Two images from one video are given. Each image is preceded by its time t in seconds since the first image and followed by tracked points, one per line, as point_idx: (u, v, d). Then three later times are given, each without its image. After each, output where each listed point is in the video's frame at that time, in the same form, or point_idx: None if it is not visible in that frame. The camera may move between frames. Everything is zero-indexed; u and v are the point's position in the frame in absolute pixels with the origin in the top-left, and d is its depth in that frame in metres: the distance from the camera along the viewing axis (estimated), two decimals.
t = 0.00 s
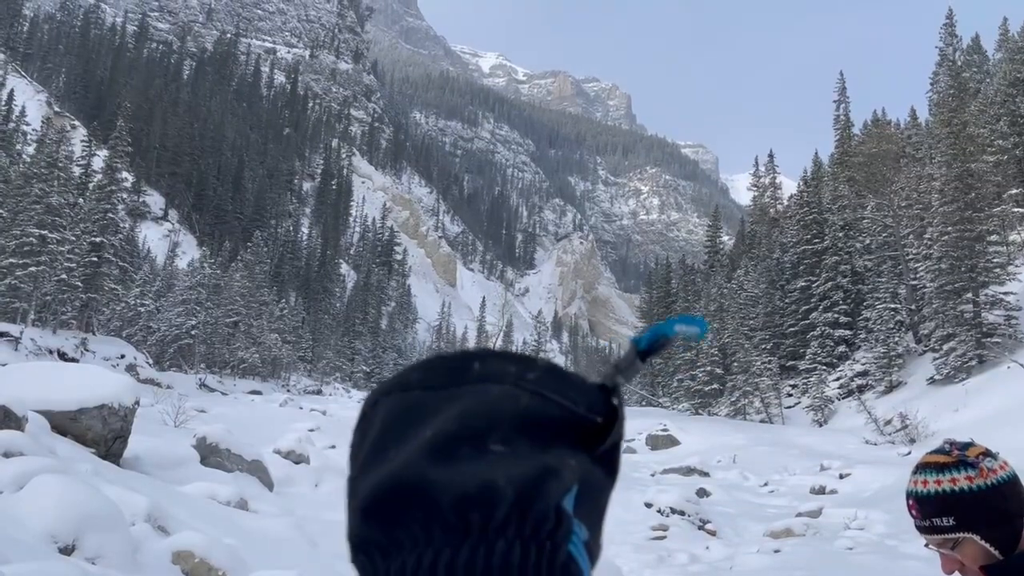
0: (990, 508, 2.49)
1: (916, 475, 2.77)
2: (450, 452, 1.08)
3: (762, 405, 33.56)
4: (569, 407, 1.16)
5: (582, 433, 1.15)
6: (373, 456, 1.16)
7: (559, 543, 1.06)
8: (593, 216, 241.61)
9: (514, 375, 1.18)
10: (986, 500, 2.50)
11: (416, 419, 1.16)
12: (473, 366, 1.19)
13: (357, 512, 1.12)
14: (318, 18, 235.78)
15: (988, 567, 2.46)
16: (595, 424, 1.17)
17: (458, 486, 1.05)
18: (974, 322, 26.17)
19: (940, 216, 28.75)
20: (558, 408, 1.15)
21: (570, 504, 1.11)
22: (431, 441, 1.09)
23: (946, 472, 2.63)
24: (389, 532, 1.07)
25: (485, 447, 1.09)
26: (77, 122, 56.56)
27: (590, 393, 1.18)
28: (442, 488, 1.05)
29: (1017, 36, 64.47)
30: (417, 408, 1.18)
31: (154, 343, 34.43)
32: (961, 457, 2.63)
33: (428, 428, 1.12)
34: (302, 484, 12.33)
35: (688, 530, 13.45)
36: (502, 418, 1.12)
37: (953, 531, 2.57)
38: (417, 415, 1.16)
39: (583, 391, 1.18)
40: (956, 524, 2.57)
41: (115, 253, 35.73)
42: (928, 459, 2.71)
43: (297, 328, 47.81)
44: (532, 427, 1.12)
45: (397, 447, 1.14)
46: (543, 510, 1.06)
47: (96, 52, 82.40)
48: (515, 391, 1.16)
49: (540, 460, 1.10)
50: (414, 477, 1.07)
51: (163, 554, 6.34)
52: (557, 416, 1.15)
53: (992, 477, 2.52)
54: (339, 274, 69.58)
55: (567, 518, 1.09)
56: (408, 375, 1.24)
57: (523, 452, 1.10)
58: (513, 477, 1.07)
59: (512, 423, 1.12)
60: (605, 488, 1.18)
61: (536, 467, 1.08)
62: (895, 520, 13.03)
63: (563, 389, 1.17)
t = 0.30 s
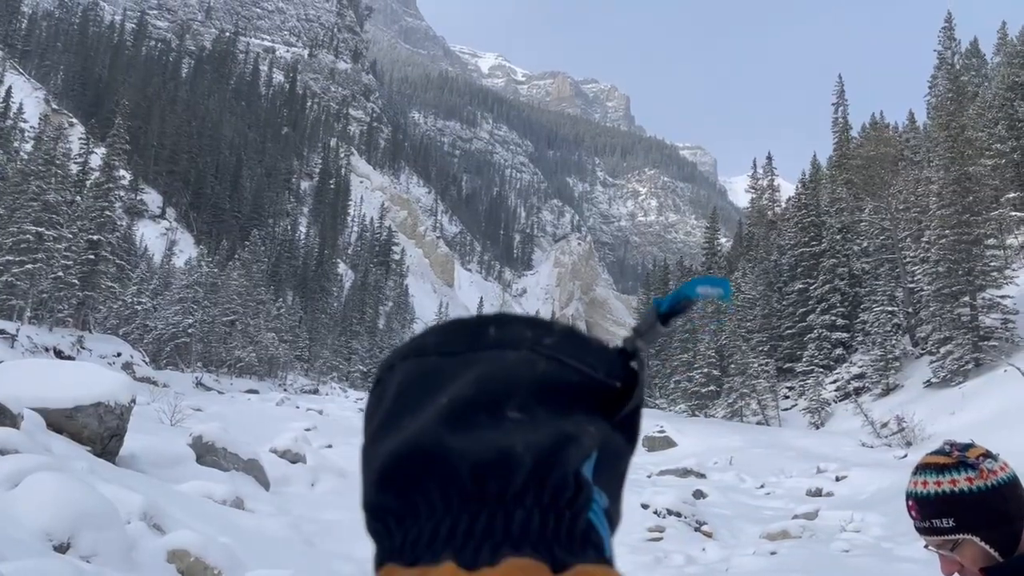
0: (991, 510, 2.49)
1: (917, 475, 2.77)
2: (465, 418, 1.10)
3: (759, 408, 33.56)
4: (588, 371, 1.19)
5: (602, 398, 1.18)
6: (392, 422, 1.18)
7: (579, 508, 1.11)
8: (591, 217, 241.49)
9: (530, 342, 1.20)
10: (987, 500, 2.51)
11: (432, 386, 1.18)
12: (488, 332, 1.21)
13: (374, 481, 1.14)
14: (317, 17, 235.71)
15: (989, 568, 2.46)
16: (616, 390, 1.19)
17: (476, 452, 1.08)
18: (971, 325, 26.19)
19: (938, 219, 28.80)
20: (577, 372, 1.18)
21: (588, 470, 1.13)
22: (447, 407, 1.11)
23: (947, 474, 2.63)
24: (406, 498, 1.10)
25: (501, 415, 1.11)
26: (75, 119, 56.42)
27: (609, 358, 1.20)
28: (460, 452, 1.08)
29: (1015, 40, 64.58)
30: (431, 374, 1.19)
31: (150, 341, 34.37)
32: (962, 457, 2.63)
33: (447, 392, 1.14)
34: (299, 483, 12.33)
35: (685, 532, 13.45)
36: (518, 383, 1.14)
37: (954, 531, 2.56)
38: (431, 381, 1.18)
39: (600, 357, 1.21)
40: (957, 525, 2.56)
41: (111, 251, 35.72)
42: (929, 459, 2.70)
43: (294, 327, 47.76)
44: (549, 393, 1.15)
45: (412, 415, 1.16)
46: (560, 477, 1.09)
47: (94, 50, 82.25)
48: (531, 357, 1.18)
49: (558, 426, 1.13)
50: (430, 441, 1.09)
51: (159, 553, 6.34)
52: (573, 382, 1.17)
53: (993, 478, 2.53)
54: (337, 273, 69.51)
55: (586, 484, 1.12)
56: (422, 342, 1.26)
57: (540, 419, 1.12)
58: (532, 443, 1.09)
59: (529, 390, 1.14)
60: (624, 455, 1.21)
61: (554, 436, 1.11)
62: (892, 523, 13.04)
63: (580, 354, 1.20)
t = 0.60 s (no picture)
0: (985, 512, 2.47)
1: (911, 476, 2.75)
2: (442, 471, 1.08)
3: (752, 407, 33.66)
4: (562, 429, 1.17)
5: (576, 453, 1.17)
6: (372, 474, 1.13)
7: (552, 561, 1.08)
8: (586, 216, 241.51)
9: (505, 398, 1.17)
10: (981, 502, 2.48)
11: (407, 440, 1.14)
12: (463, 389, 1.19)
13: (350, 534, 1.09)
14: (311, 14, 235.46)
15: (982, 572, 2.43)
16: (588, 444, 1.19)
17: (452, 511, 1.04)
18: (963, 326, 26.28)
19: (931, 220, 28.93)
20: (549, 426, 1.17)
21: (561, 527, 1.13)
22: (426, 462, 1.08)
23: (942, 474, 2.60)
24: (380, 554, 1.06)
25: (477, 467, 1.09)
26: (67, 115, 56.15)
27: (582, 412, 1.21)
28: (434, 508, 1.05)
29: (1009, 41, 64.76)
30: (410, 428, 1.15)
31: (142, 338, 34.24)
32: (957, 458, 2.60)
33: (424, 444, 1.12)
34: (291, 482, 12.33)
35: (677, 530, 13.49)
36: (494, 438, 1.12)
37: (948, 533, 2.53)
38: (407, 435, 1.15)
39: (574, 413, 1.20)
40: (950, 525, 2.53)
41: (104, 248, 35.59)
42: (923, 460, 2.68)
43: (287, 325, 47.63)
44: (525, 447, 1.13)
45: (389, 467, 1.12)
46: (534, 532, 1.08)
47: (87, 46, 81.95)
48: (506, 411, 1.16)
49: (533, 481, 1.11)
50: (405, 499, 1.06)
51: (151, 551, 6.34)
52: (548, 438, 1.15)
53: (988, 479, 2.50)
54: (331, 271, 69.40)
55: (560, 539, 1.11)
56: (398, 398, 1.22)
57: (516, 472, 1.11)
58: (506, 500, 1.07)
59: (503, 445, 1.13)
60: (596, 507, 1.22)
61: (529, 490, 1.09)
62: (883, 523, 13.10)
63: (553, 411, 1.19)
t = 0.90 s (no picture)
0: (975, 511, 2.47)
1: (899, 475, 2.76)
2: (434, 464, 1.07)
3: (742, 405, 33.77)
4: (553, 416, 1.16)
5: (572, 440, 1.16)
6: (362, 464, 1.14)
7: (545, 549, 1.08)
8: (578, 214, 241.59)
9: (497, 386, 1.16)
10: (968, 501, 2.48)
11: (398, 428, 1.14)
12: (453, 378, 1.17)
13: (341, 533, 1.11)
14: (302, 11, 234.66)
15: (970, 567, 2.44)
16: (582, 432, 1.16)
17: (441, 503, 1.05)
18: (952, 325, 26.39)
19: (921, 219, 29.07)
20: (544, 416, 1.14)
21: (558, 509, 1.13)
22: (420, 451, 1.08)
23: (931, 473, 2.60)
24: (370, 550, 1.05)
25: (469, 459, 1.08)
26: (55, 111, 55.74)
27: (575, 397, 1.18)
28: (426, 502, 1.06)
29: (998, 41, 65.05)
30: (400, 417, 1.15)
31: (132, 335, 34.01)
32: (946, 457, 2.61)
33: (426, 422, 1.11)
34: (281, 480, 12.30)
35: (668, 528, 13.52)
36: (487, 427, 1.11)
37: (937, 531, 2.54)
38: (398, 425, 1.15)
39: (567, 396, 1.18)
40: (939, 524, 2.55)
41: (93, 245, 35.25)
42: (911, 459, 2.69)
43: (278, 323, 47.47)
44: (518, 437, 1.11)
45: (381, 460, 1.12)
46: (528, 526, 1.08)
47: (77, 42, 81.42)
48: (498, 401, 1.14)
49: (529, 471, 1.10)
50: (397, 493, 1.07)
51: (141, 550, 6.31)
52: (544, 424, 1.14)
53: (974, 477, 2.51)
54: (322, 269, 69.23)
55: (553, 530, 1.11)
56: (390, 387, 1.21)
57: (510, 463, 1.10)
58: (503, 488, 1.08)
59: (499, 434, 1.11)
60: (592, 499, 1.20)
61: (522, 481, 1.09)
62: (873, 520, 13.16)
63: (545, 397, 1.15)
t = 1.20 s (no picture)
0: (964, 511, 2.48)
1: (887, 476, 2.77)
2: None
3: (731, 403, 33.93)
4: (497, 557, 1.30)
5: None
6: None
7: None
8: (568, 213, 241.71)
9: (446, 534, 1.30)
10: (951, 501, 2.50)
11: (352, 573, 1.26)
12: (404, 526, 1.32)
13: None
14: (292, 9, 234.08)
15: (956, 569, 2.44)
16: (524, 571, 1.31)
17: None
18: (939, 324, 26.52)
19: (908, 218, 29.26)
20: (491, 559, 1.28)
21: None
22: None
23: (918, 474, 2.61)
24: None
25: None
26: (42, 109, 55.46)
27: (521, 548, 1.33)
28: None
29: (985, 41, 65.32)
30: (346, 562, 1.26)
31: (120, 334, 33.75)
32: (932, 457, 2.62)
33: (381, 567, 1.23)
34: (271, 480, 12.24)
35: (658, 526, 13.54)
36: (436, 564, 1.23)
37: (924, 532, 2.56)
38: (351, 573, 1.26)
39: (515, 544, 1.35)
40: (926, 524, 2.56)
41: (80, 244, 34.99)
42: (899, 459, 2.69)
43: (267, 322, 47.33)
44: None
45: None
46: None
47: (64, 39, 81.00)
48: (446, 544, 1.28)
49: None
50: None
51: (128, 550, 6.28)
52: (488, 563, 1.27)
53: (961, 478, 2.51)
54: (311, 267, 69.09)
55: None
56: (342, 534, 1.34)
57: None
58: None
59: None
60: None
61: None
62: (860, 518, 13.22)
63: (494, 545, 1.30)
